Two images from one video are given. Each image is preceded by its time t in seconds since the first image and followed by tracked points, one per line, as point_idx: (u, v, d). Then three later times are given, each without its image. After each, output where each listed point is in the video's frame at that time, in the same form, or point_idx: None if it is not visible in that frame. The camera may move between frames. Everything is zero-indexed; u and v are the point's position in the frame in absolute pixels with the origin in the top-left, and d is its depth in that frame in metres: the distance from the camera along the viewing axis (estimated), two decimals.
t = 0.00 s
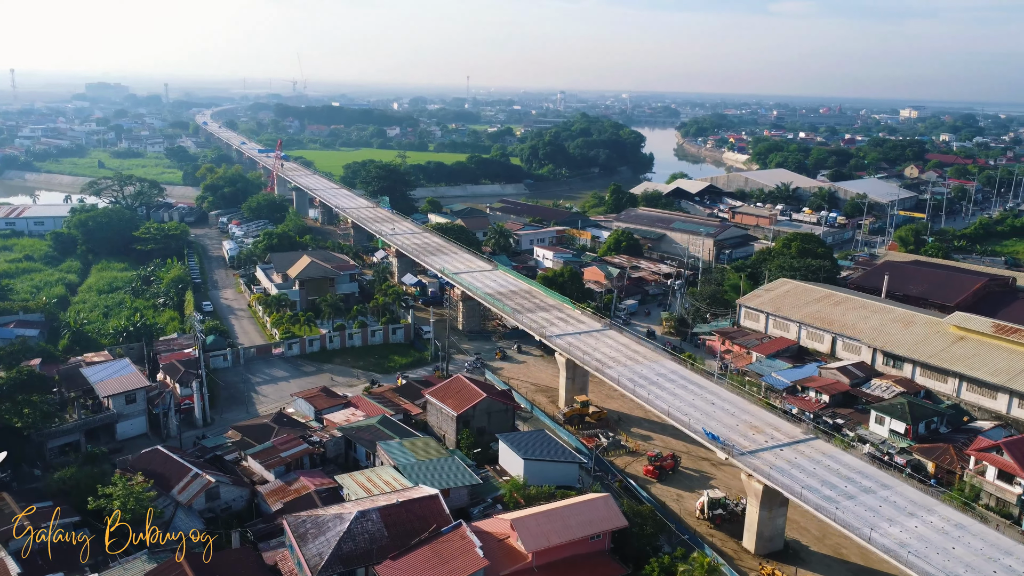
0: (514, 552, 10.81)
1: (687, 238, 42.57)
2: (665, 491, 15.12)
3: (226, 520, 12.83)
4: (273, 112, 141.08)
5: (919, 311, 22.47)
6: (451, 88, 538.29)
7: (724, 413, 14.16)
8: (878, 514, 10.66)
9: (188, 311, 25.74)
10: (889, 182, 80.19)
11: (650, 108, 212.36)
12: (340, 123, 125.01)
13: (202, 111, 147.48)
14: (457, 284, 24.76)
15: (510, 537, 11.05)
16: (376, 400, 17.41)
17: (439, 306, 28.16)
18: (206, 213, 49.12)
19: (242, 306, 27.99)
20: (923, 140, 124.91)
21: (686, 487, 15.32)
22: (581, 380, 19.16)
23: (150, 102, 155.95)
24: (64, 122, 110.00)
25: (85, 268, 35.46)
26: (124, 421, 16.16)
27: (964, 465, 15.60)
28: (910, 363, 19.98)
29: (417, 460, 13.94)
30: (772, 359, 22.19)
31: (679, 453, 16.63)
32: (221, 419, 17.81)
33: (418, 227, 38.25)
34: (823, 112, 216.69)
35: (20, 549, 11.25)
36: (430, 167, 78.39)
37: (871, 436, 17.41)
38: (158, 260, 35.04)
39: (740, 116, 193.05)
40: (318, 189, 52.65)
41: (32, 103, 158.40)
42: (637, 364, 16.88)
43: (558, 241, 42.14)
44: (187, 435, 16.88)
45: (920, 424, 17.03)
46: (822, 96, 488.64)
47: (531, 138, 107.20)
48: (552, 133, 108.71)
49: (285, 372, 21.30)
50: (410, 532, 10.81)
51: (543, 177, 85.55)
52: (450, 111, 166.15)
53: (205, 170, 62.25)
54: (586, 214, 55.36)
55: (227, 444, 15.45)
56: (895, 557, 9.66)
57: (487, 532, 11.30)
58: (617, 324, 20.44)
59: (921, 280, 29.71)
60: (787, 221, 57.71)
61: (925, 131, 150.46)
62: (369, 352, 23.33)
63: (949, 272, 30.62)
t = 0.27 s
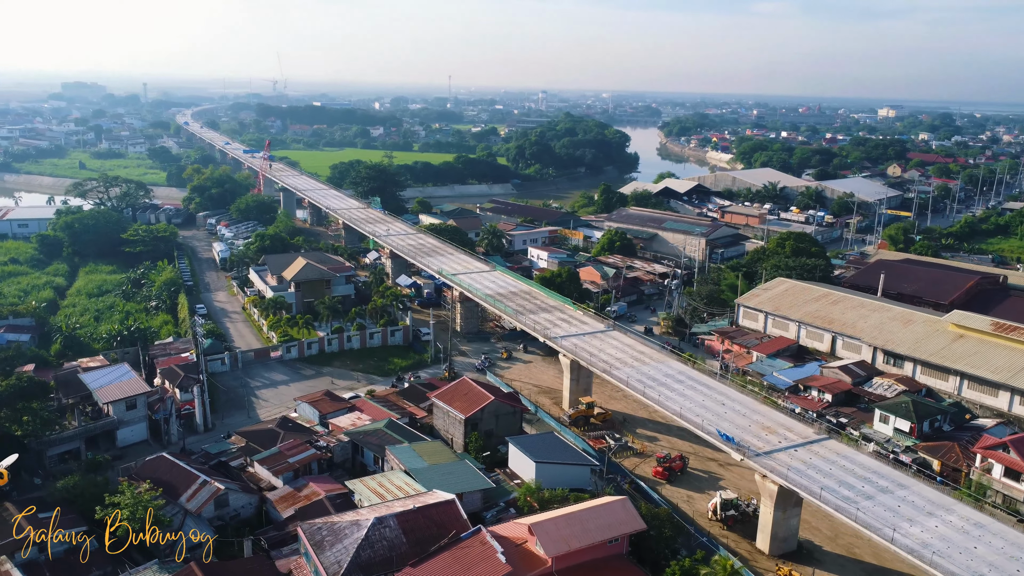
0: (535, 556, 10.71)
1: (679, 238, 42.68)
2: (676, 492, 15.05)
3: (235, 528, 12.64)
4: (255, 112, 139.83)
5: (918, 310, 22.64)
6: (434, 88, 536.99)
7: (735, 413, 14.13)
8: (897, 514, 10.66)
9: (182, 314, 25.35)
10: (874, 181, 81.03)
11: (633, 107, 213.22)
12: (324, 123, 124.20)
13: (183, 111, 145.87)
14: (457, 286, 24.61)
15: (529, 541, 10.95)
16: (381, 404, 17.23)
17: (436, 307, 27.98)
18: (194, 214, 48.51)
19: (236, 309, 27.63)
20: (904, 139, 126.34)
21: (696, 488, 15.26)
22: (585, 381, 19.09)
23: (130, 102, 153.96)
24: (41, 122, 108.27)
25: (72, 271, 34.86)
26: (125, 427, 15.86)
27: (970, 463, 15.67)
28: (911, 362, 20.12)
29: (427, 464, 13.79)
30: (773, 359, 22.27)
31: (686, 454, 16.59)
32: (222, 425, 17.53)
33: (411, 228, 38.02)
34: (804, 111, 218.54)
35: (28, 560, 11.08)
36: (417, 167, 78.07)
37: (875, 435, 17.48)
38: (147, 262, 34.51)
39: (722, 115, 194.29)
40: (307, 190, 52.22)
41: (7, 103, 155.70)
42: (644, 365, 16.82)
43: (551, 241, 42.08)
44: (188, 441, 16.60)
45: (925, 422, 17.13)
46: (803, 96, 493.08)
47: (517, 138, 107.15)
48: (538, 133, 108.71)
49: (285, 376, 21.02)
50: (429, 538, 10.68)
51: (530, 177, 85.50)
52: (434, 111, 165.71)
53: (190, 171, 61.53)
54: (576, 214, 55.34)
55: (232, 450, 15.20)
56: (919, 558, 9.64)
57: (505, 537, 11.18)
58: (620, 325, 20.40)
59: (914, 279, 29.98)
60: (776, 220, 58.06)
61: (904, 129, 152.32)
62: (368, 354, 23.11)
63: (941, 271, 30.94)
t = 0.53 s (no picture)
0: (555, 561, 10.62)
1: (670, 237, 42.82)
2: (685, 492, 15.05)
3: (246, 535, 12.44)
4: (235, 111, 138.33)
5: (914, 308, 22.86)
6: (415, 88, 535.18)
7: (746, 414, 14.13)
8: (915, 513, 10.70)
9: (175, 317, 24.97)
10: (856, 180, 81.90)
11: (615, 106, 214.00)
12: (307, 123, 123.30)
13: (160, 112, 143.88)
14: (455, 288, 24.48)
15: (548, 545, 10.86)
16: (385, 407, 17.06)
17: (432, 309, 27.82)
18: (179, 216, 47.87)
19: (229, 311, 27.26)
20: (883, 138, 127.93)
21: (705, 488, 15.27)
22: (588, 382, 19.05)
23: (106, 102, 151.61)
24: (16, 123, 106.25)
25: (57, 274, 34.21)
26: (125, 434, 15.58)
27: (973, 460, 15.80)
28: (910, 359, 20.32)
29: (438, 468, 13.67)
30: (772, 358, 22.39)
31: (693, 454, 16.59)
32: (222, 430, 17.27)
33: (403, 229, 37.79)
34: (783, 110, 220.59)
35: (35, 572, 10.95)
36: (403, 167, 77.68)
37: (878, 433, 17.60)
38: (135, 265, 33.95)
39: (703, 115, 195.61)
40: (295, 191, 51.74)
41: None
42: (650, 366, 16.79)
43: (542, 242, 42.07)
44: (190, 447, 16.34)
45: (927, 419, 17.28)
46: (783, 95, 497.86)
47: (501, 137, 107.08)
48: (522, 132, 108.64)
49: (283, 379, 20.75)
50: (448, 544, 10.56)
51: (515, 177, 85.44)
52: (416, 110, 165.03)
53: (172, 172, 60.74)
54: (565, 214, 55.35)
55: (236, 456, 14.97)
56: (941, 557, 9.68)
57: (522, 540, 11.11)
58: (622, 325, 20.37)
59: (906, 277, 30.28)
60: (764, 219, 58.51)
61: (883, 128, 154.30)
62: (366, 357, 22.90)
63: (932, 269, 31.31)
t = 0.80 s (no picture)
0: (574, 566, 10.57)
1: (660, 237, 42.98)
2: (694, 493, 15.05)
3: (257, 543, 12.27)
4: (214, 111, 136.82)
5: (909, 307, 23.11)
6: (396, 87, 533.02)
7: (755, 414, 14.16)
8: (932, 511, 10.77)
9: (168, 321, 24.59)
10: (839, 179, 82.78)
11: (596, 106, 214.63)
12: (288, 123, 122.29)
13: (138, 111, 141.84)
14: (453, 289, 24.34)
15: (567, 549, 10.82)
16: (390, 411, 16.91)
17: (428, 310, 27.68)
18: (165, 218, 47.21)
19: (221, 314, 26.90)
20: (862, 137, 129.50)
21: (713, 489, 15.28)
22: (592, 383, 19.03)
23: (81, 102, 149.22)
24: None
25: (42, 278, 33.59)
26: (127, 441, 15.32)
27: (976, 457, 15.91)
28: (908, 358, 20.54)
29: (449, 472, 13.55)
30: (771, 357, 22.56)
31: (699, 454, 16.62)
32: (224, 436, 17.04)
33: (395, 230, 37.58)
34: (762, 110, 222.68)
35: None
36: (388, 167, 77.29)
37: (880, 431, 17.72)
38: (123, 268, 33.43)
39: (685, 115, 196.84)
40: (281, 193, 51.28)
41: None
42: (656, 367, 16.80)
43: (533, 242, 42.04)
44: (192, 454, 16.12)
45: (928, 417, 17.44)
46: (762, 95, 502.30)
47: (486, 137, 106.95)
48: (506, 131, 108.53)
49: (282, 383, 20.50)
50: (467, 550, 10.48)
51: (501, 177, 85.34)
52: (398, 110, 164.27)
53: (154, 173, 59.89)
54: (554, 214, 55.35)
55: (242, 462, 14.75)
56: (961, 555, 9.75)
57: (539, 545, 11.05)
58: (624, 326, 20.39)
59: (897, 275, 30.62)
60: (751, 218, 58.96)
61: (862, 127, 156.27)
62: (364, 360, 22.72)
63: (922, 267, 31.70)
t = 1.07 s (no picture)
0: (596, 568, 10.55)
1: (651, 237, 43.13)
2: (703, 493, 15.07)
3: (270, 551, 12.12)
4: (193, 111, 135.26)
5: (905, 306, 23.38)
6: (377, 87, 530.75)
7: (765, 414, 14.21)
8: (948, 510, 10.87)
9: (162, 325, 24.24)
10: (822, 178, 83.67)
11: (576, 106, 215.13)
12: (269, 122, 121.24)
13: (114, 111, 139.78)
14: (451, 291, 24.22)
15: (586, 552, 10.81)
16: (396, 414, 16.78)
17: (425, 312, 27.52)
18: (151, 219, 46.54)
19: (215, 317, 26.58)
20: (841, 137, 131.01)
21: (721, 489, 15.32)
22: (595, 384, 19.01)
23: (55, 103, 146.79)
24: None
25: (27, 282, 32.95)
26: (129, 448, 15.07)
27: (978, 454, 16.05)
28: (906, 356, 20.76)
29: (461, 476, 13.46)
30: (770, 356, 22.73)
31: (705, 455, 16.66)
32: (226, 441, 16.82)
33: (386, 231, 37.34)
34: (740, 108, 224.60)
35: None
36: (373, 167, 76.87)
37: (882, 429, 17.85)
38: (111, 271, 32.91)
39: (665, 114, 197.90)
40: (268, 193, 50.78)
41: None
42: (662, 367, 16.81)
43: (525, 242, 41.99)
44: (195, 459, 15.89)
45: (930, 415, 17.62)
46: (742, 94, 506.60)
47: (471, 137, 106.79)
48: (489, 131, 108.40)
49: (282, 388, 20.26)
50: (489, 555, 10.40)
51: (486, 177, 85.23)
52: (380, 109, 163.49)
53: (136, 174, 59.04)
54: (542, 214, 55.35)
55: (249, 469, 14.55)
56: (981, 553, 9.84)
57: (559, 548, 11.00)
58: (626, 327, 20.40)
59: (889, 274, 30.96)
60: (738, 217, 59.38)
61: (840, 126, 158.15)
62: (363, 362, 22.53)
63: (912, 266, 32.08)
